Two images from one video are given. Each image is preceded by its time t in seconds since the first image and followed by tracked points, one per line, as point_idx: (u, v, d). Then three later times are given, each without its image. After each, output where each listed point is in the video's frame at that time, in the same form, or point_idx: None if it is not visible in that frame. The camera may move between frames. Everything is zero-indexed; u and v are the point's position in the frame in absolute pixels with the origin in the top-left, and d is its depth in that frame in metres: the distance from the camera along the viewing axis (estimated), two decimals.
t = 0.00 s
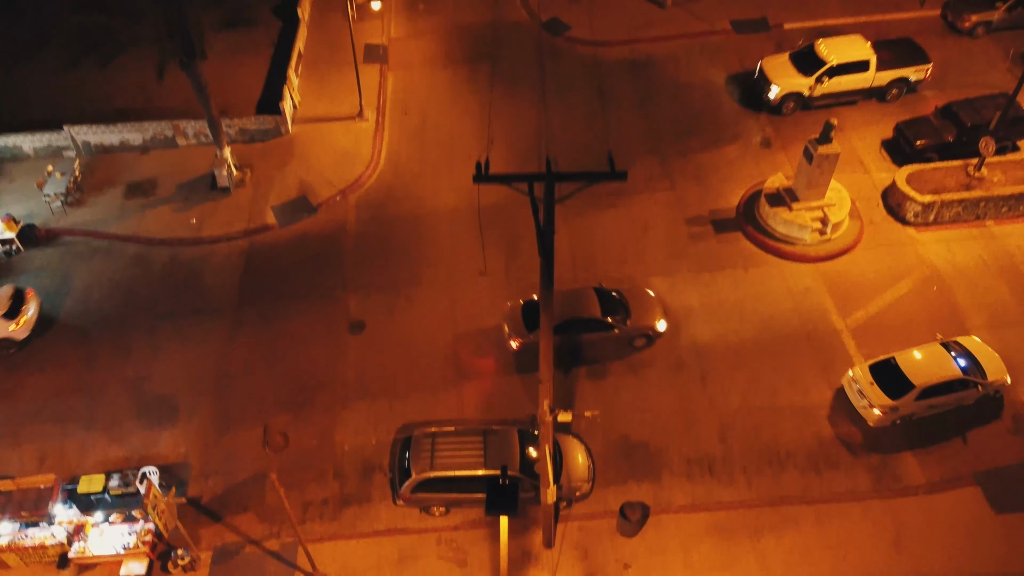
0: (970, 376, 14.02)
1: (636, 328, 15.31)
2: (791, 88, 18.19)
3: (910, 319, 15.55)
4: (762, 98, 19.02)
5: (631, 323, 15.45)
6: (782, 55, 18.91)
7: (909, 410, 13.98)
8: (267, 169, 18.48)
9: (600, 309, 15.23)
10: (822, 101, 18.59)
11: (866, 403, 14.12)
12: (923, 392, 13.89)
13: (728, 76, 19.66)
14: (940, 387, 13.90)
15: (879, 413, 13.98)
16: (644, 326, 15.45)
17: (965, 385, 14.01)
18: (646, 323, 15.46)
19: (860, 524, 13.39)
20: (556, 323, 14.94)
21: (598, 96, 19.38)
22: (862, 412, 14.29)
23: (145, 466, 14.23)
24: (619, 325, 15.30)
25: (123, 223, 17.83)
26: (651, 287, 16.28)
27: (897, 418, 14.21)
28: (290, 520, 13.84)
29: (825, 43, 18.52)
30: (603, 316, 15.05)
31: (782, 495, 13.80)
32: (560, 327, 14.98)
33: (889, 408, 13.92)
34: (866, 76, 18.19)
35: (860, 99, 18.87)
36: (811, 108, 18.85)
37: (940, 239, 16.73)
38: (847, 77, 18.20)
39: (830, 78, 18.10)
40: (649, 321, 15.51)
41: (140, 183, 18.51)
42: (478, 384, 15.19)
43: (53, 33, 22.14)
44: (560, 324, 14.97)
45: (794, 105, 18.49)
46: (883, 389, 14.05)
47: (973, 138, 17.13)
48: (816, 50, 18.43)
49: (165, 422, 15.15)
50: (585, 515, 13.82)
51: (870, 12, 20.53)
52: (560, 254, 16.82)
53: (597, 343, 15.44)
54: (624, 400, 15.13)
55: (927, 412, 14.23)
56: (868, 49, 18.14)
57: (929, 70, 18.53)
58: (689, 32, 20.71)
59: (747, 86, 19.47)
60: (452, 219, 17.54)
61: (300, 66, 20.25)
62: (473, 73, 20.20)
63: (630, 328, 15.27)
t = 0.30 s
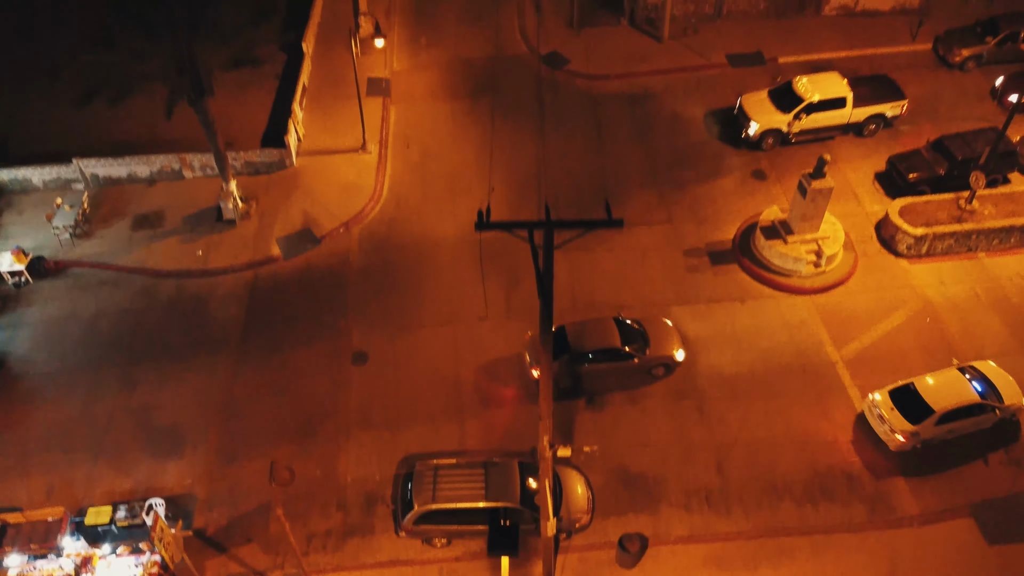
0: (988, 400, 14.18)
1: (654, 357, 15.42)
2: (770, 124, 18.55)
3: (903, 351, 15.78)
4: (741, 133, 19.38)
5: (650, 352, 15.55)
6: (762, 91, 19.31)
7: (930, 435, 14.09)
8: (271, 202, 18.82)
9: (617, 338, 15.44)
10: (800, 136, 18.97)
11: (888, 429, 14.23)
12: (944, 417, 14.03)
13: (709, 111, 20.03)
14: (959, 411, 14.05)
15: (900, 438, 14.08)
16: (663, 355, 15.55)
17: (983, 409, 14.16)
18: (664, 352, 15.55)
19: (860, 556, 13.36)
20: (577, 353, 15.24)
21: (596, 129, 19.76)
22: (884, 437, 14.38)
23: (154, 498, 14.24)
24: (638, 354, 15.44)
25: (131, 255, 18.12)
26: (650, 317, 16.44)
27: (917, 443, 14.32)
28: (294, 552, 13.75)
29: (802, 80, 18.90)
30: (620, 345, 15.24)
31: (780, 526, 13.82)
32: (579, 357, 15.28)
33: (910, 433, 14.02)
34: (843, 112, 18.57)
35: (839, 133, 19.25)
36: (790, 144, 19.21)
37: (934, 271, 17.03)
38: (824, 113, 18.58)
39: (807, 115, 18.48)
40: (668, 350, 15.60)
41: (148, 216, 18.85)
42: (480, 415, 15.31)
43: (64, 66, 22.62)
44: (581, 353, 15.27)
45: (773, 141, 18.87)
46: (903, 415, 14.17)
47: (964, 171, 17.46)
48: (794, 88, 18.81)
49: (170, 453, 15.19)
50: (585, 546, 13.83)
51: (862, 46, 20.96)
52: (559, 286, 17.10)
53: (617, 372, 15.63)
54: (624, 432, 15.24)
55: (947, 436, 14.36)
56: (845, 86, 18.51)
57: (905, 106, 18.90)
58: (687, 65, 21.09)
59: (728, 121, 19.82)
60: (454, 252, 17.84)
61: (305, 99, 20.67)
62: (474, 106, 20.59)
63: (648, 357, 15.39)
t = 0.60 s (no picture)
0: (1006, 426, 14.43)
1: (669, 388, 15.64)
2: (750, 161, 18.91)
3: (896, 384, 15.99)
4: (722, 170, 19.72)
5: (665, 384, 15.73)
6: (741, 129, 19.70)
7: (950, 460, 14.28)
8: (276, 234, 19.16)
9: (632, 370, 15.70)
10: (781, 173, 19.33)
11: (909, 455, 14.41)
12: (963, 443, 14.25)
13: (693, 147, 20.37)
14: (978, 438, 14.28)
15: (922, 464, 14.25)
16: (678, 387, 15.71)
17: (1001, 435, 14.40)
18: (678, 383, 15.74)
19: None
20: (592, 385, 15.53)
21: (594, 162, 20.15)
22: (905, 463, 14.55)
23: (159, 531, 14.21)
24: (653, 385, 15.70)
25: (136, 288, 18.42)
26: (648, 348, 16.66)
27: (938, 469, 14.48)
28: None
29: (780, 118, 19.33)
30: (635, 376, 15.51)
31: (777, 559, 13.73)
32: (595, 389, 15.57)
33: (932, 458, 14.20)
34: (822, 149, 18.96)
35: (819, 169, 19.63)
36: (771, 180, 19.56)
37: (928, 304, 17.32)
38: (803, 150, 18.98)
39: (787, 152, 18.85)
40: (683, 381, 15.80)
41: (154, 248, 19.19)
42: (480, 447, 15.41)
43: (74, 100, 23.16)
44: (595, 385, 15.56)
45: (754, 177, 19.20)
46: (924, 441, 14.39)
47: (955, 207, 17.83)
48: (772, 125, 19.20)
49: (175, 485, 15.20)
50: None
51: (855, 80, 21.41)
52: (558, 319, 17.37)
53: (632, 403, 15.90)
54: (622, 464, 15.30)
55: (967, 462, 14.55)
56: (823, 123, 18.94)
57: (883, 142, 19.35)
58: (683, 99, 21.49)
59: (710, 158, 20.14)
60: (456, 285, 18.13)
61: (308, 133, 21.10)
62: (474, 140, 21.01)
63: (663, 388, 15.62)
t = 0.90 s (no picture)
0: None
1: (680, 420, 15.56)
2: (733, 199, 19.24)
3: (893, 416, 16.08)
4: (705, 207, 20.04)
5: (676, 415, 15.66)
6: (723, 166, 20.02)
7: (972, 485, 14.25)
8: (280, 267, 19.45)
9: (643, 402, 15.56)
10: (763, 209, 19.68)
11: (930, 480, 14.39)
12: (985, 468, 14.21)
13: (676, 184, 20.67)
14: (1000, 462, 14.24)
15: (944, 489, 14.22)
16: (690, 419, 15.69)
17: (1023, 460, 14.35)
18: (690, 415, 15.70)
19: None
20: (605, 417, 15.38)
21: (593, 196, 20.51)
22: (926, 488, 14.53)
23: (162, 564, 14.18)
24: (664, 416, 15.56)
25: (141, 321, 18.68)
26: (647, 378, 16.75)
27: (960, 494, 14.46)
28: None
29: (760, 155, 19.66)
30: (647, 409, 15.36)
31: None
32: (606, 420, 15.44)
33: (953, 484, 14.17)
34: (803, 185, 19.32)
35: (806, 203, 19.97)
36: (753, 215, 19.94)
37: (921, 336, 17.54)
38: (785, 187, 19.33)
39: (769, 189, 19.20)
40: (694, 412, 15.75)
41: (159, 281, 19.49)
42: (481, 480, 15.44)
43: (83, 134, 23.65)
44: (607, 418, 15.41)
45: (737, 214, 19.55)
46: (945, 466, 14.35)
47: (947, 240, 18.15)
48: (753, 163, 19.54)
49: (178, 517, 15.15)
50: None
51: (849, 115, 21.91)
52: (558, 351, 17.60)
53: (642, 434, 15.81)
54: (621, 496, 15.15)
55: (988, 486, 14.52)
56: (803, 160, 19.29)
57: (863, 177, 19.73)
58: (680, 133, 21.89)
59: (695, 194, 20.45)
60: (456, 317, 18.34)
61: (312, 166, 21.51)
62: (474, 173, 21.40)
63: (675, 420, 15.53)
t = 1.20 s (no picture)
0: None
1: (691, 452, 15.80)
2: (717, 236, 19.47)
3: (888, 450, 16.23)
4: (689, 244, 20.29)
5: (687, 447, 15.91)
6: (706, 204, 20.24)
7: (992, 511, 14.47)
8: (282, 299, 19.73)
9: (654, 433, 15.80)
10: (746, 245, 19.97)
11: (951, 505, 14.62)
12: (1005, 493, 14.45)
13: (660, 220, 20.94)
14: (1019, 488, 14.47)
15: (964, 515, 14.44)
16: (701, 451, 15.90)
17: None
18: (699, 447, 15.90)
19: None
20: (618, 449, 15.61)
21: (592, 228, 20.86)
22: (947, 514, 14.74)
23: None
24: (675, 448, 15.80)
25: (145, 353, 18.92)
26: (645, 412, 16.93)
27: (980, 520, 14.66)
28: None
29: (742, 193, 19.99)
30: (658, 441, 15.61)
31: None
32: (617, 452, 15.64)
33: (974, 509, 14.40)
34: (785, 222, 19.67)
35: (794, 239, 20.34)
36: (736, 251, 20.20)
37: (915, 370, 17.72)
38: (766, 224, 19.63)
39: (751, 226, 19.49)
40: (704, 444, 15.97)
41: (163, 313, 19.77)
42: (481, 514, 15.56)
43: (89, 166, 24.08)
44: (619, 450, 15.62)
45: (721, 251, 19.77)
46: (965, 492, 14.59)
47: (939, 274, 18.46)
48: (735, 201, 19.83)
49: (182, 552, 15.26)
50: None
51: (844, 148, 22.34)
52: (557, 384, 17.85)
53: (653, 466, 16.02)
54: (620, 531, 15.23)
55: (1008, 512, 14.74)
56: (785, 198, 19.67)
57: (843, 212, 20.13)
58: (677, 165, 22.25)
59: (679, 231, 20.72)
60: (457, 349, 18.56)
61: (315, 199, 21.89)
62: (475, 205, 21.78)
63: (686, 452, 15.77)
